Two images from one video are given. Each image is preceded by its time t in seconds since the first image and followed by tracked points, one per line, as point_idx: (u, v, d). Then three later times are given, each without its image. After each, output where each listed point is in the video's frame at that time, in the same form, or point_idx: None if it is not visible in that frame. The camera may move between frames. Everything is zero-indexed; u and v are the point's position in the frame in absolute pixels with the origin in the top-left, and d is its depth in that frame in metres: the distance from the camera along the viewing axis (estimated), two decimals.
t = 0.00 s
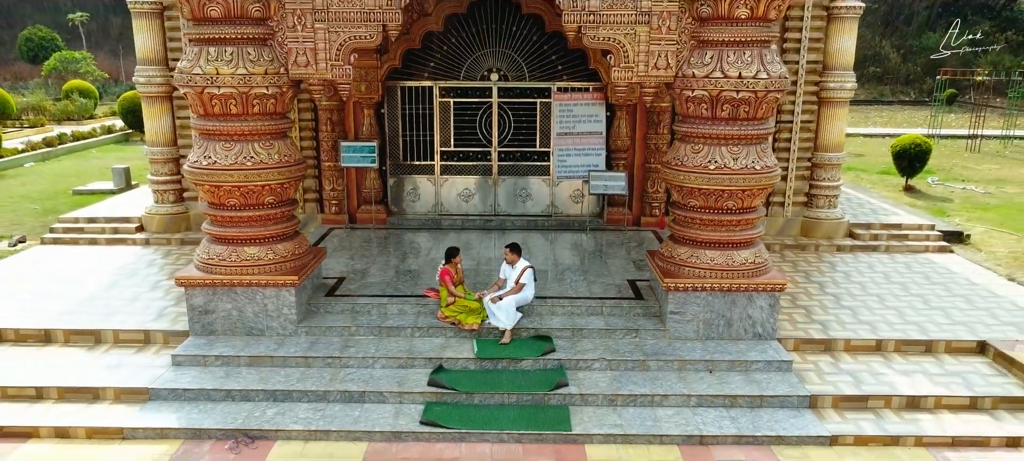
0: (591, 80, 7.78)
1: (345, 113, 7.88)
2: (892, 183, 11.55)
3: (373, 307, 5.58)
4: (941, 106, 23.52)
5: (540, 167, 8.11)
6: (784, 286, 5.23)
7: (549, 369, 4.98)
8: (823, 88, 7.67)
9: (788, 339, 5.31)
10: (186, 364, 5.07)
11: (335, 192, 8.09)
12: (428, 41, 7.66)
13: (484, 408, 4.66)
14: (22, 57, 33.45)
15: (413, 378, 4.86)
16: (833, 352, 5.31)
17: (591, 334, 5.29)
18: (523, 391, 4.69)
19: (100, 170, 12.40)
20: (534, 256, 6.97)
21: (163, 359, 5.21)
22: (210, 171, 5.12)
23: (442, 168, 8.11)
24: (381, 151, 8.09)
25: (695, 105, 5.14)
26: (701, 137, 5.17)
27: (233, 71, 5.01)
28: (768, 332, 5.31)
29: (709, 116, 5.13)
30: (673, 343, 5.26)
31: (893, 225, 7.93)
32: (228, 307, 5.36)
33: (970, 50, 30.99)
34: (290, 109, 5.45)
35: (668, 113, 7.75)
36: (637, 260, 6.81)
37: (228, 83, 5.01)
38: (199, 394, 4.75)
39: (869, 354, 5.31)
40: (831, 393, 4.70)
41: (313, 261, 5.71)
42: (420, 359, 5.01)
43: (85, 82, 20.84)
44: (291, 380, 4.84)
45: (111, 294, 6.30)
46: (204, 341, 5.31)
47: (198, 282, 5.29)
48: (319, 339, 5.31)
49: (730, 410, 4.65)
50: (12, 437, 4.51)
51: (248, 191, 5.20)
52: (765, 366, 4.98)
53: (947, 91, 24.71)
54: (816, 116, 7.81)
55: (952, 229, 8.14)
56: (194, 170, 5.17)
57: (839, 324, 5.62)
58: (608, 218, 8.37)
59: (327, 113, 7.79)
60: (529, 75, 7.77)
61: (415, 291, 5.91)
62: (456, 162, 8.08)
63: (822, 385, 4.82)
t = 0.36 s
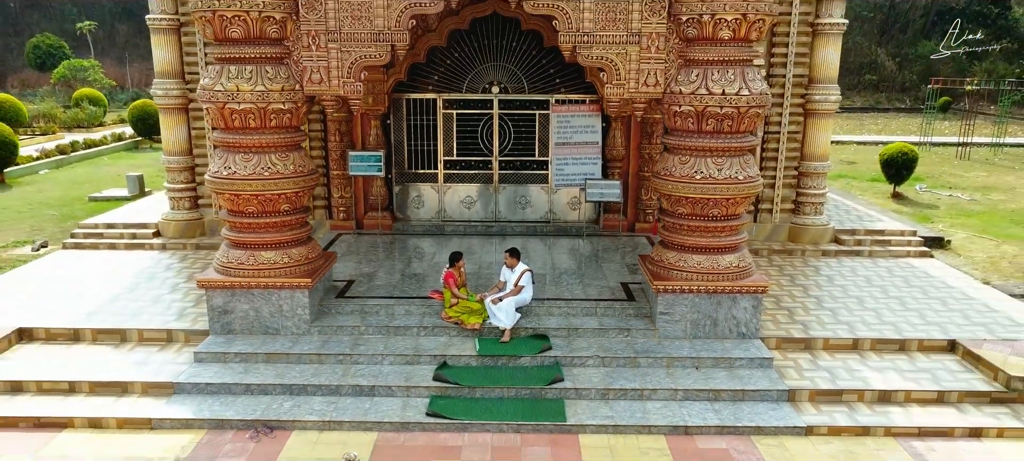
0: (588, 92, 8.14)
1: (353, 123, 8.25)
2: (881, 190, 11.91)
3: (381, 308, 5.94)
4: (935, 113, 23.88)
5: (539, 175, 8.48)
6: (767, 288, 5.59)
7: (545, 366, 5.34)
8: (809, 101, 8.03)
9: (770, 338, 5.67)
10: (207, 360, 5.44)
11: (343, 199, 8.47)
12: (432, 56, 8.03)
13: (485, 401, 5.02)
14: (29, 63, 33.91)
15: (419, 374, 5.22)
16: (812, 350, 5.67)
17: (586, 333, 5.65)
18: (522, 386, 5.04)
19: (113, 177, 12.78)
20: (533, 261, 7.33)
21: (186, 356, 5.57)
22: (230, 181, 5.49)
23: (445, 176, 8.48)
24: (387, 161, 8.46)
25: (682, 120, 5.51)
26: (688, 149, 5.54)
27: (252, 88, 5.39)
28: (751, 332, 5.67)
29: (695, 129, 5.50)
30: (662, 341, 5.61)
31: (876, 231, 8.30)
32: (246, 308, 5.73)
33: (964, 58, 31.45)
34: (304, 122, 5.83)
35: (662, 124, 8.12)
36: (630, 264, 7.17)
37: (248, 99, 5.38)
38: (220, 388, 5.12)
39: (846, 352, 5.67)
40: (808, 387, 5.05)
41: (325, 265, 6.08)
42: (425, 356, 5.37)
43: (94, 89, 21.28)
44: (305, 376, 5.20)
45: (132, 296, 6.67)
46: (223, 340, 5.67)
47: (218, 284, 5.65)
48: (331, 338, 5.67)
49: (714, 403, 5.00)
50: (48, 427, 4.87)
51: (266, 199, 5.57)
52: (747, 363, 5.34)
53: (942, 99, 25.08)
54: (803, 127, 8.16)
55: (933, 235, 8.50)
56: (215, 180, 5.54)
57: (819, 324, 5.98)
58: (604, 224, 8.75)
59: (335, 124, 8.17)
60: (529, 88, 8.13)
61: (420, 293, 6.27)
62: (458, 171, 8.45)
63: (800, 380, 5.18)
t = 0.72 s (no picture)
0: (585, 107, 8.55)
1: (361, 137, 8.66)
2: (869, 200, 12.30)
3: (389, 312, 6.34)
4: (928, 124, 24.32)
5: (538, 186, 8.88)
6: (750, 293, 5.98)
7: (543, 365, 5.73)
8: (795, 115, 8.43)
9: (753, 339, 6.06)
10: (228, 360, 5.83)
11: (351, 209, 8.88)
12: (436, 73, 8.44)
13: (486, 398, 5.40)
14: (38, 74, 34.47)
15: (425, 372, 5.61)
16: (793, 351, 6.06)
17: (581, 335, 6.04)
18: (521, 383, 5.43)
19: (126, 187, 13.21)
20: (532, 268, 7.73)
21: (207, 356, 5.97)
22: (249, 193, 5.90)
23: (449, 187, 8.89)
24: (393, 172, 8.87)
25: (670, 135, 5.91)
26: (676, 163, 5.94)
27: (270, 106, 5.79)
28: (736, 333, 6.06)
29: (682, 145, 5.90)
30: (652, 342, 6.00)
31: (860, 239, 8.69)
32: (263, 311, 6.13)
33: (959, 69, 31.94)
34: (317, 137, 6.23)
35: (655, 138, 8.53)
36: (624, 270, 7.57)
37: (266, 117, 5.79)
38: (240, 385, 5.51)
39: (824, 353, 6.05)
40: (787, 384, 5.44)
41: (336, 271, 6.48)
42: (431, 356, 5.75)
43: (105, 101, 21.80)
44: (319, 374, 5.59)
45: (154, 300, 7.06)
46: (242, 341, 6.06)
47: (237, 289, 6.05)
48: (343, 339, 6.07)
49: (699, 399, 5.38)
50: (81, 421, 5.26)
51: (282, 209, 5.97)
52: (731, 363, 5.72)
53: (935, 109, 25.52)
54: (789, 141, 8.56)
55: (915, 243, 8.89)
56: (235, 192, 5.95)
57: (801, 327, 6.36)
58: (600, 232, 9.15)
59: (344, 138, 8.58)
60: (528, 104, 8.56)
61: (426, 298, 6.66)
62: (461, 182, 8.86)
63: (779, 378, 5.56)
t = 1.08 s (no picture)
0: (582, 120, 8.98)
1: (369, 149, 9.10)
2: (859, 207, 12.71)
3: (397, 315, 6.77)
4: (922, 132, 24.73)
5: (537, 195, 9.31)
6: (734, 297, 6.40)
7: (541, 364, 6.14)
8: (782, 128, 8.85)
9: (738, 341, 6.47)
10: (247, 359, 6.26)
11: (359, 217, 9.32)
12: (441, 88, 8.87)
13: (488, 394, 5.82)
14: (46, 82, 35.01)
15: (431, 371, 6.03)
16: (775, 351, 6.47)
17: (576, 336, 6.46)
18: (520, 381, 5.85)
19: (140, 195, 13.67)
20: (531, 273, 8.15)
21: (227, 356, 6.39)
22: (268, 204, 6.33)
23: (452, 196, 9.32)
24: (399, 182, 9.31)
25: (660, 150, 6.34)
26: (665, 175, 6.36)
27: (287, 123, 6.22)
28: (722, 335, 6.47)
29: (671, 158, 6.32)
30: (643, 343, 6.42)
31: (844, 246, 9.10)
32: (279, 314, 6.56)
33: (954, 77, 32.39)
34: (330, 151, 6.67)
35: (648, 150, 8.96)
36: (619, 276, 7.99)
37: (283, 133, 6.22)
38: (260, 382, 5.93)
39: (805, 353, 6.46)
40: (767, 382, 5.85)
41: (348, 276, 6.92)
42: (437, 356, 6.18)
43: (115, 110, 22.32)
44: (333, 372, 6.01)
45: (174, 304, 7.49)
46: (260, 342, 6.49)
47: (255, 293, 6.48)
48: (354, 340, 6.49)
49: (686, 396, 5.79)
50: (113, 415, 5.67)
51: (298, 219, 6.41)
52: (717, 362, 6.14)
53: (929, 117, 25.94)
54: (777, 152, 8.98)
55: (898, 250, 9.31)
56: (254, 203, 6.38)
57: (783, 329, 6.78)
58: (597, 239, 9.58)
59: (353, 149, 9.03)
60: (528, 117, 8.99)
61: (431, 302, 7.09)
62: (464, 192, 9.29)
63: (761, 376, 5.97)
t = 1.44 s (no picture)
0: (579, 131, 9.38)
1: (375, 159, 9.51)
2: (848, 213, 13.11)
3: (404, 316, 7.17)
4: (916, 138, 25.14)
5: (536, 203, 9.72)
6: (722, 299, 6.81)
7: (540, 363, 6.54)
8: (771, 138, 9.26)
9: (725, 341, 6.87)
10: (263, 358, 6.66)
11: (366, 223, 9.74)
12: (444, 100, 9.25)
13: (489, 391, 6.21)
14: (53, 89, 35.47)
15: (436, 369, 6.43)
16: (760, 351, 6.87)
17: (573, 337, 6.86)
18: (520, 378, 6.25)
19: (151, 202, 14.08)
20: (530, 277, 8.56)
21: (244, 355, 6.79)
22: (283, 213, 6.74)
23: (455, 203, 9.72)
24: (404, 190, 9.71)
25: (650, 161, 6.75)
26: (655, 185, 6.77)
27: (302, 137, 6.63)
28: (710, 335, 6.87)
29: (661, 169, 6.73)
30: (636, 343, 6.82)
31: (831, 251, 9.51)
32: (293, 316, 6.96)
33: (948, 83, 32.86)
34: (341, 162, 7.08)
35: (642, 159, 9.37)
36: (614, 280, 8.40)
37: (298, 146, 6.63)
38: (276, 379, 6.33)
39: (788, 352, 6.86)
40: (751, 379, 6.25)
41: (357, 280, 7.32)
42: (441, 355, 6.58)
43: (123, 117, 22.76)
44: (344, 370, 6.42)
45: (192, 307, 7.89)
46: (275, 342, 6.89)
47: (270, 296, 6.88)
48: (363, 341, 6.90)
49: (675, 392, 6.19)
50: (139, 410, 6.07)
51: (311, 226, 6.82)
52: (704, 360, 6.53)
53: (922, 124, 26.35)
54: (766, 161, 9.39)
55: (882, 255, 9.72)
56: (270, 211, 6.79)
57: (768, 330, 7.18)
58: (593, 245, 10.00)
59: (360, 159, 9.44)
60: (528, 128, 9.39)
61: (436, 304, 7.50)
62: (466, 199, 9.69)
63: (746, 374, 6.37)
